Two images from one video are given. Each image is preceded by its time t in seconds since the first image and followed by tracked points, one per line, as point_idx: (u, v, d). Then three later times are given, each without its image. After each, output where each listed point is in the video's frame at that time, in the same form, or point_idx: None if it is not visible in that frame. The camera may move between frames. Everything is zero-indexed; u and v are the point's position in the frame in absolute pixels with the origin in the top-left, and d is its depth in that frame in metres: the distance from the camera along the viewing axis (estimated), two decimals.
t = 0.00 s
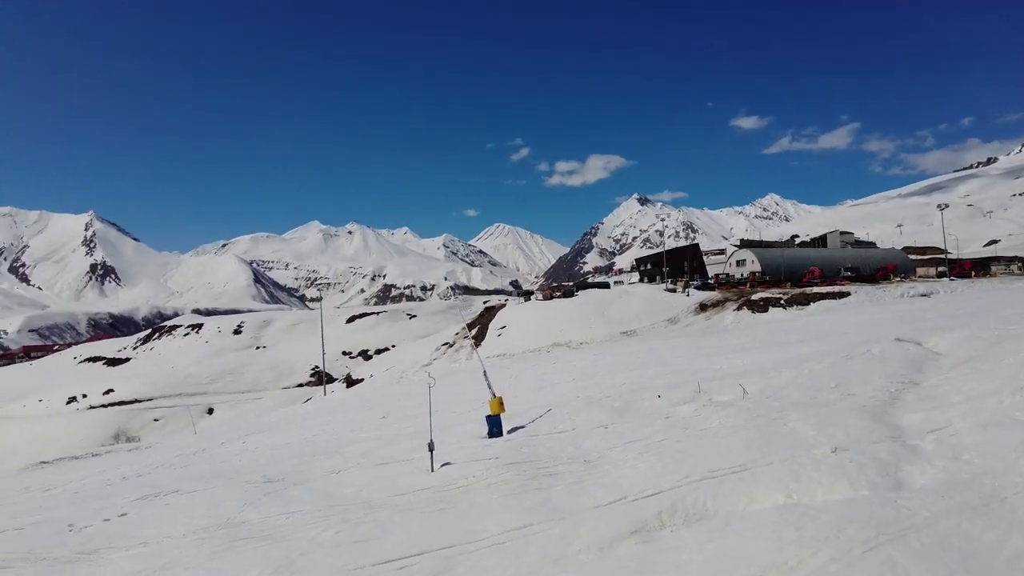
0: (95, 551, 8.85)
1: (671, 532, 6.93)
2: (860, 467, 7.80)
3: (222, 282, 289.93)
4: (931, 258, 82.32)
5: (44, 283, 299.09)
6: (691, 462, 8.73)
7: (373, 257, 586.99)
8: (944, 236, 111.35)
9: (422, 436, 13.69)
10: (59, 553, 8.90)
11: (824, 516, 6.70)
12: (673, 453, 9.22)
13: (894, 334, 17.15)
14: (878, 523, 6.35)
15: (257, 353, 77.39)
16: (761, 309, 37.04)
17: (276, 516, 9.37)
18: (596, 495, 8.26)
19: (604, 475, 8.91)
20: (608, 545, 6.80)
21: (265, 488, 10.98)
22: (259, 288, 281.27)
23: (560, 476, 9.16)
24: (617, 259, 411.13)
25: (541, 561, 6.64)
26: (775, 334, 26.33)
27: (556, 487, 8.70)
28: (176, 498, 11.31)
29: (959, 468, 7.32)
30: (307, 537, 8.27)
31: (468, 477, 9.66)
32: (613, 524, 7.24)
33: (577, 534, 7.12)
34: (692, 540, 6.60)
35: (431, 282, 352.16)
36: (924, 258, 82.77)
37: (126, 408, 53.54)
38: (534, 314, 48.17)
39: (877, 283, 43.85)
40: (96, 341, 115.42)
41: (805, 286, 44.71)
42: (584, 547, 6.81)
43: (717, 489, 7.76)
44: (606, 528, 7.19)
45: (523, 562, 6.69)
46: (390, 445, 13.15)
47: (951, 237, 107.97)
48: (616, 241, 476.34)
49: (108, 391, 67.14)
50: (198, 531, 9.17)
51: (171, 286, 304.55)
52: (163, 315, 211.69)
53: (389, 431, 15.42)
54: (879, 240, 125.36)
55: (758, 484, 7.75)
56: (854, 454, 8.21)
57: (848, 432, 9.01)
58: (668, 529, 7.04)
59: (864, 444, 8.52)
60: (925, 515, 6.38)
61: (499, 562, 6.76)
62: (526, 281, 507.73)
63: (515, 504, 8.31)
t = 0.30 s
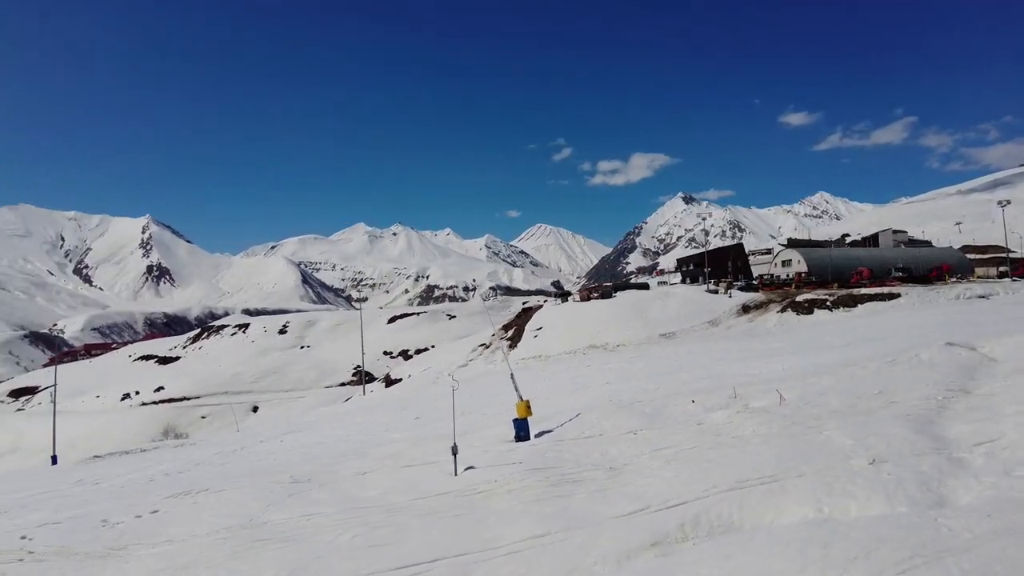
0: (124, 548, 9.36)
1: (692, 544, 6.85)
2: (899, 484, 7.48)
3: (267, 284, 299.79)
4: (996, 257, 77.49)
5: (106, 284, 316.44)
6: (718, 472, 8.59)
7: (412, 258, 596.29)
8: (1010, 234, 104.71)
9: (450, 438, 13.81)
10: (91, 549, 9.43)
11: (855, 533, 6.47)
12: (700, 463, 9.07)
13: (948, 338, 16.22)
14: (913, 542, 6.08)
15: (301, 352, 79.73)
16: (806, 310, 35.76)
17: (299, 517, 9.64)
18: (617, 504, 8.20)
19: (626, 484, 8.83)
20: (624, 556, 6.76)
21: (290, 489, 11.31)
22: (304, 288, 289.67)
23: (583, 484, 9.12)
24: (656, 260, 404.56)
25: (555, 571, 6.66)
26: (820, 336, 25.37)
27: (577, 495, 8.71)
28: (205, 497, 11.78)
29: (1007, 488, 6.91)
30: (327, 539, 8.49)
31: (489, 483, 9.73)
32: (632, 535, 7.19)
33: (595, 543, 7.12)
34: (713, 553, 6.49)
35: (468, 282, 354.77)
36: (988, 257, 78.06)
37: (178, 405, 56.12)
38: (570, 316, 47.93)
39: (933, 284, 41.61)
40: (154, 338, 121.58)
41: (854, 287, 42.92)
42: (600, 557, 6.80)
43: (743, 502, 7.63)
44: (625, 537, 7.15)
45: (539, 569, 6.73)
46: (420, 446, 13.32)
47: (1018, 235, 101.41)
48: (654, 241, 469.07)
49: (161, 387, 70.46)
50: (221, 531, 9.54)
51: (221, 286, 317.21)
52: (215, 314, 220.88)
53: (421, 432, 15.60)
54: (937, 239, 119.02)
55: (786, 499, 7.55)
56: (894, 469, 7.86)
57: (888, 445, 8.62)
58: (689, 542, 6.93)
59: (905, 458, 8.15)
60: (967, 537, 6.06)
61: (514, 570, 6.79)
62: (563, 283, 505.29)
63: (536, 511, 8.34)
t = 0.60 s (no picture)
0: (147, 546, 9.74)
1: (708, 556, 6.77)
2: (934, 498, 7.19)
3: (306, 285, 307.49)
4: None
5: (156, 285, 330.95)
6: (742, 483, 8.46)
7: (448, 259, 601.30)
8: None
9: (474, 442, 13.91)
10: (114, 546, 9.85)
11: (882, 549, 6.28)
12: (721, 474, 8.96)
13: (1001, 343, 15.34)
14: (944, 559, 5.86)
15: (338, 351, 81.45)
16: (847, 312, 34.44)
17: (316, 518, 9.84)
18: (636, 514, 8.18)
19: (645, 494, 8.80)
20: (639, 567, 6.73)
21: (311, 490, 11.57)
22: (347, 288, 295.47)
23: (603, 492, 9.13)
24: (693, 260, 396.61)
25: None
26: (863, 339, 24.40)
27: (597, 503, 8.71)
28: (227, 496, 12.12)
29: None
30: (340, 542, 8.64)
31: (506, 488, 9.82)
32: (648, 545, 7.15)
33: (609, 552, 7.12)
34: (728, 566, 6.40)
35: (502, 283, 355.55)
36: None
37: (221, 402, 58.17)
38: (604, 317, 47.49)
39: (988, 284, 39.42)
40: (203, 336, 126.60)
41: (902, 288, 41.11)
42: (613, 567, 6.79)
43: (765, 514, 7.50)
44: (640, 547, 7.14)
45: None
46: (445, 449, 13.45)
47: None
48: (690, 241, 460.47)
49: (205, 385, 73.15)
50: (234, 532, 9.79)
51: (263, 286, 327.24)
52: (259, 314, 228.02)
53: (447, 433, 15.77)
54: (997, 237, 112.71)
55: (810, 512, 7.38)
56: (929, 482, 7.60)
57: (924, 458, 8.29)
58: (706, 554, 6.86)
59: (942, 471, 7.86)
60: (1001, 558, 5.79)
61: None
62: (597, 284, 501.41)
63: (551, 518, 8.37)
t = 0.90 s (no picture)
0: (165, 543, 10.11)
1: (718, 570, 6.70)
2: (962, 514, 6.90)
3: (339, 286, 313.42)
4: None
5: (198, 286, 342.69)
6: (759, 496, 8.35)
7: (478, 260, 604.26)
8: None
9: (494, 444, 13.99)
10: (135, 543, 10.27)
11: (901, 566, 6.10)
12: (739, 484, 8.83)
13: None
14: None
15: (370, 352, 82.78)
16: (886, 314, 33.24)
17: (327, 520, 10.03)
18: (649, 522, 8.17)
19: (659, 502, 8.76)
20: None
21: (327, 491, 11.80)
22: (382, 288, 300.09)
23: (617, 499, 9.11)
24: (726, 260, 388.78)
25: None
26: (902, 342, 23.54)
27: (609, 511, 8.71)
28: (246, 496, 12.45)
29: None
30: (349, 545, 8.78)
31: (519, 493, 9.87)
32: (658, 556, 7.13)
33: (616, 563, 7.12)
34: None
35: (532, 284, 355.27)
36: None
37: (256, 402, 59.80)
38: (633, 319, 47.01)
39: None
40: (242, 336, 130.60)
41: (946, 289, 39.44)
42: None
43: (779, 528, 7.38)
44: (648, 559, 7.11)
45: None
46: (465, 452, 13.56)
47: None
48: (723, 241, 451.69)
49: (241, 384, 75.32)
50: (250, 532, 10.06)
51: (299, 286, 335.20)
52: (296, 313, 233.65)
53: (469, 435, 15.88)
54: None
55: (827, 526, 7.24)
56: (958, 496, 7.31)
57: (952, 471, 7.98)
58: (717, 567, 6.78)
59: (973, 484, 7.53)
60: None
61: None
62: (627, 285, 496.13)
63: (561, 527, 8.38)
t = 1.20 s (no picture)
0: (171, 544, 10.35)
1: None
2: (976, 527, 6.65)
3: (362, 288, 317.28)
4: None
5: (226, 287, 350.48)
6: (766, 505, 8.26)
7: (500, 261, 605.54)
8: None
9: (505, 448, 14.06)
10: (143, 543, 10.53)
11: None
12: (745, 494, 8.76)
13: None
14: None
15: (392, 352, 83.64)
16: (914, 316, 32.28)
17: (328, 523, 10.17)
18: (651, 531, 8.14)
19: (663, 511, 8.73)
20: None
21: (334, 493, 11.97)
22: (406, 288, 302.66)
23: (621, 506, 9.10)
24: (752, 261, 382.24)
25: None
26: (931, 345, 22.84)
27: (611, 519, 8.70)
28: (255, 497, 12.68)
29: None
30: (348, 548, 8.88)
31: (523, 499, 9.93)
32: (657, 566, 7.09)
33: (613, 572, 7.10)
34: None
35: (555, 286, 354.56)
36: None
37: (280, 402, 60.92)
38: (654, 320, 46.59)
39: None
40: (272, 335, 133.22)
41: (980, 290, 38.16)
42: None
43: (783, 539, 7.27)
44: (646, 569, 7.08)
45: None
46: (475, 455, 13.64)
47: None
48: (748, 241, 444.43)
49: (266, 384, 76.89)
50: (256, 533, 10.24)
51: (324, 287, 340.40)
52: (323, 314, 237.14)
53: (482, 437, 15.98)
54: None
55: (832, 538, 7.10)
56: (973, 509, 7.06)
57: (969, 482, 7.71)
58: None
59: (992, 496, 7.25)
60: None
61: None
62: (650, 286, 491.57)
63: (561, 534, 8.40)
